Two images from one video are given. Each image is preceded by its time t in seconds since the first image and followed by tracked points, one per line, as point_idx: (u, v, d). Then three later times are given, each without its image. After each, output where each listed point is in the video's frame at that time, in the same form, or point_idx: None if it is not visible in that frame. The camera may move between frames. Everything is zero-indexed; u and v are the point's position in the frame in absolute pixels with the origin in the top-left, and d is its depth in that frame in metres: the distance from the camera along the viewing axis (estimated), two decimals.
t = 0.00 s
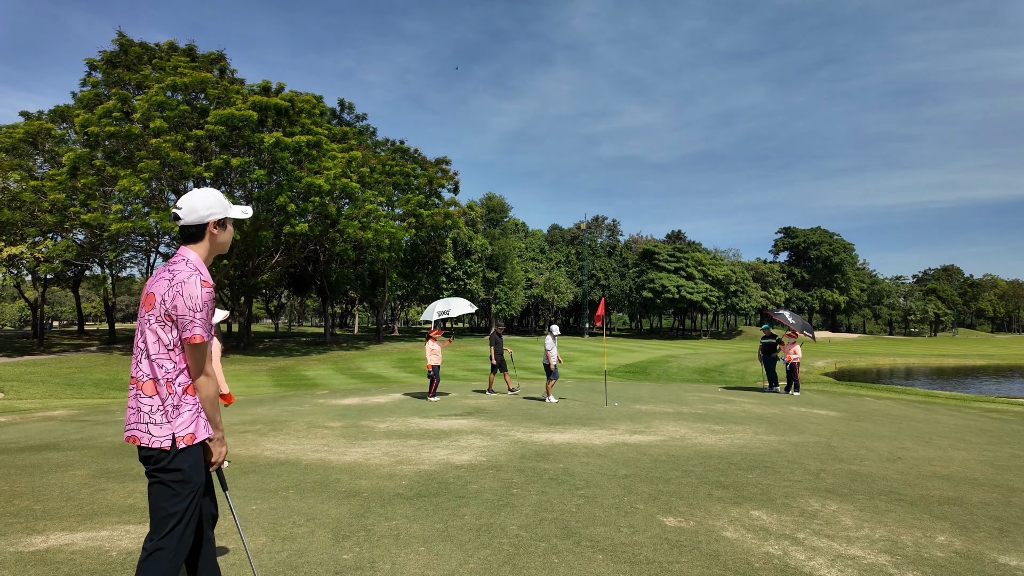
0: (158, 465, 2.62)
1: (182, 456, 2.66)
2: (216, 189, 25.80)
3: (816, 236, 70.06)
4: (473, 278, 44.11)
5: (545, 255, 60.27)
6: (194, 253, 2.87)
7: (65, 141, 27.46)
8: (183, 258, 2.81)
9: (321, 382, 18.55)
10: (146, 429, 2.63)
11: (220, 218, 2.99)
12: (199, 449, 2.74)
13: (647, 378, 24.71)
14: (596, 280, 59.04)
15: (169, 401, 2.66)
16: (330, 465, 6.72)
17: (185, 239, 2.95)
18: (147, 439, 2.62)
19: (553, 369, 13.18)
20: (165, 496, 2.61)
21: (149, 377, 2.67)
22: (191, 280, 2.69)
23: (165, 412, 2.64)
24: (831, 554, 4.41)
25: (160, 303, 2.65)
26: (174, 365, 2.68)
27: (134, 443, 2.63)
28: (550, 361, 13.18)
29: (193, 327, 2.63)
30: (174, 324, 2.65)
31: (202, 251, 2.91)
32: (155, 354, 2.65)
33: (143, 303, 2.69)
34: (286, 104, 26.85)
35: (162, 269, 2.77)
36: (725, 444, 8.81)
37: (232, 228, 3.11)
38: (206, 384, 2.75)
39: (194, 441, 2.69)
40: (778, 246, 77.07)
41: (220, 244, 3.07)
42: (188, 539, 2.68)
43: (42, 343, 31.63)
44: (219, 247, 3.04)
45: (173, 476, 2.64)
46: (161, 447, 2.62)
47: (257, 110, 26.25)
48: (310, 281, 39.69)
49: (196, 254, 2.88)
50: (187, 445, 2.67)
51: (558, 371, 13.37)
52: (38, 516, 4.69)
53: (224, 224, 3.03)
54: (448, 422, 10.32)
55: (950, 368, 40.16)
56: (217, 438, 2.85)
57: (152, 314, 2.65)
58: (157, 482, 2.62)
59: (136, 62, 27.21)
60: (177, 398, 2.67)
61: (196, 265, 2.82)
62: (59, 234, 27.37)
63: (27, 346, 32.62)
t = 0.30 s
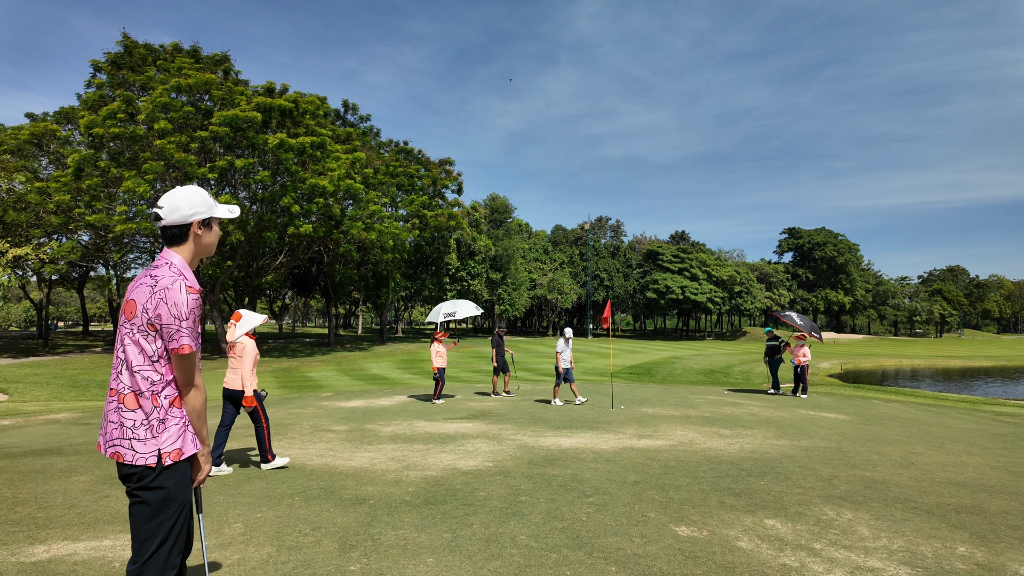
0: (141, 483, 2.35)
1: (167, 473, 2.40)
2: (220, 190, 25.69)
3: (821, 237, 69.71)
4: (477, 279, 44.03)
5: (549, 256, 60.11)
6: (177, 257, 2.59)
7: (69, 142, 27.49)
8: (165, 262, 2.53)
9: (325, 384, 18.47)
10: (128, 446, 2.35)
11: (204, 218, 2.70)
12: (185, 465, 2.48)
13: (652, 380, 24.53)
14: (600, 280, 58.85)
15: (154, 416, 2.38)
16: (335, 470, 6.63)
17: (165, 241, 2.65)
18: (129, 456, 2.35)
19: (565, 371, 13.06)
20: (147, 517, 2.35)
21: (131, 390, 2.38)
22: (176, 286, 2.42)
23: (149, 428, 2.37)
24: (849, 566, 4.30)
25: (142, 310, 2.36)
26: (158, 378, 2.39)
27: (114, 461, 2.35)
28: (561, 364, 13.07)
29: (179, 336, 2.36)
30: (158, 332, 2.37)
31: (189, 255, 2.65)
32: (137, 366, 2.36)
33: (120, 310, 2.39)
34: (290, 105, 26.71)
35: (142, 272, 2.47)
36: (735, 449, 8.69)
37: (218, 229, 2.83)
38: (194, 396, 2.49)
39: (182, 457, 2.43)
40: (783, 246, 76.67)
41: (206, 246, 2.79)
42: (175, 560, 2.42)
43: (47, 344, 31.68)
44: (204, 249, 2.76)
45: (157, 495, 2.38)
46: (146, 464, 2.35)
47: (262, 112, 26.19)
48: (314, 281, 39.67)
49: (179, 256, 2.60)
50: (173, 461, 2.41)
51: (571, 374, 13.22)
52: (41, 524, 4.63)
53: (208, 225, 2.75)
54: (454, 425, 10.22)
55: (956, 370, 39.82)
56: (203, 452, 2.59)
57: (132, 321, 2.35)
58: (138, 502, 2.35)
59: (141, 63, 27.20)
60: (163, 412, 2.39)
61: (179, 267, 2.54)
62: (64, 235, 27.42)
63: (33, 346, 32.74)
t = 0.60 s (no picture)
0: (144, 501, 2.26)
1: (172, 489, 2.31)
2: (224, 190, 25.63)
3: (824, 237, 69.36)
4: (479, 279, 43.95)
5: (552, 256, 59.94)
6: (176, 261, 2.49)
7: (73, 143, 27.47)
8: (169, 266, 2.44)
9: (329, 385, 18.38)
10: (130, 462, 2.25)
11: (209, 222, 2.64)
12: (190, 480, 2.40)
13: (656, 381, 24.40)
14: (603, 281, 58.69)
15: (157, 430, 2.28)
16: (341, 475, 6.54)
17: (163, 245, 2.55)
18: (132, 473, 2.25)
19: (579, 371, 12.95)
20: (152, 536, 2.25)
21: (133, 403, 2.28)
22: (182, 292, 2.33)
23: (153, 442, 2.27)
24: None
25: (146, 318, 2.27)
26: (162, 389, 2.30)
27: (116, 478, 2.26)
28: (574, 365, 12.97)
29: (188, 344, 2.29)
30: (163, 341, 2.28)
31: (189, 260, 2.56)
32: (139, 377, 2.27)
33: (121, 318, 2.29)
34: (293, 105, 26.63)
35: (144, 279, 2.38)
36: (744, 453, 8.57)
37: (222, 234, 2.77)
38: (198, 408, 2.40)
39: (187, 472, 2.34)
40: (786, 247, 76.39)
41: (206, 250, 2.70)
42: None
43: (50, 344, 31.68)
44: (210, 252, 2.69)
45: (161, 513, 2.28)
46: (149, 481, 2.25)
47: (265, 112, 26.12)
48: (317, 281, 39.60)
49: (179, 260, 2.51)
50: (179, 476, 2.32)
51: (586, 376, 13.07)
52: (44, 532, 4.55)
53: (209, 228, 2.65)
54: (460, 428, 10.12)
55: (960, 370, 39.65)
56: (209, 463, 2.52)
57: (134, 330, 2.26)
58: (142, 521, 2.26)
59: (145, 64, 27.16)
60: (167, 425, 2.30)
61: (184, 273, 2.46)
62: (67, 236, 27.39)
63: (36, 347, 32.71)
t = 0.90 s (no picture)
0: (154, 517, 2.18)
1: (183, 503, 2.22)
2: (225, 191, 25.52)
3: (825, 238, 69.17)
4: (480, 280, 43.88)
5: (553, 257, 59.80)
6: (181, 264, 2.40)
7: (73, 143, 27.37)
8: (174, 269, 2.34)
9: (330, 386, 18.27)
10: (140, 477, 2.17)
11: (214, 223, 2.52)
12: (201, 492, 2.32)
13: (658, 383, 24.29)
14: (603, 282, 58.56)
15: (167, 442, 2.20)
16: (346, 480, 6.44)
17: (167, 248, 2.46)
18: (140, 487, 2.17)
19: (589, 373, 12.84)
20: (163, 552, 2.17)
21: (141, 415, 2.19)
22: (189, 298, 2.24)
23: (162, 455, 2.18)
24: None
25: (151, 326, 2.18)
26: (171, 399, 2.21)
27: (124, 492, 2.18)
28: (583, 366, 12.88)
29: (197, 352, 2.20)
30: (170, 349, 2.19)
31: (195, 263, 2.47)
32: (147, 388, 2.17)
33: (126, 326, 2.19)
34: (294, 106, 26.51)
35: (148, 284, 2.28)
36: (753, 457, 8.47)
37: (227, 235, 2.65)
38: (209, 417, 2.31)
39: (198, 484, 2.26)
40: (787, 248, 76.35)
41: (214, 253, 2.61)
42: None
43: (50, 345, 31.57)
44: (213, 254, 2.57)
45: (174, 528, 2.20)
46: (159, 495, 2.17)
47: (266, 112, 26.02)
48: (318, 282, 39.49)
49: (183, 263, 2.41)
50: (190, 489, 2.24)
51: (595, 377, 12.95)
52: (46, 539, 4.46)
53: (215, 231, 2.56)
54: (464, 431, 10.02)
55: (961, 371, 39.62)
56: (219, 474, 2.43)
57: (139, 338, 2.16)
58: (153, 537, 2.17)
59: (146, 64, 27.05)
60: (177, 437, 2.22)
61: (188, 277, 2.36)
62: (67, 236, 27.27)
63: (36, 348, 32.63)
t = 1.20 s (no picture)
0: (155, 529, 2.10)
1: (185, 514, 2.15)
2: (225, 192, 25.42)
3: (825, 239, 69.03)
4: (481, 281, 43.84)
5: (553, 258, 59.68)
6: (181, 264, 2.32)
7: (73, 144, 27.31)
8: (169, 271, 2.25)
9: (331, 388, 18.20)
10: (140, 487, 2.09)
11: (196, 220, 2.37)
12: (204, 503, 2.24)
13: (660, 384, 24.21)
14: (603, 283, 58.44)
15: (168, 450, 2.12)
16: (349, 484, 6.36)
17: (168, 249, 2.38)
18: (141, 498, 2.09)
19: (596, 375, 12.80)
20: (163, 567, 2.09)
21: (141, 421, 2.12)
22: (188, 299, 2.16)
23: (163, 464, 2.11)
24: None
25: (150, 330, 2.10)
26: (173, 405, 2.13)
27: (124, 503, 2.11)
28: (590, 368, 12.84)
29: (197, 356, 2.12)
30: (170, 354, 2.11)
31: (199, 265, 2.41)
32: (147, 395, 2.10)
33: (123, 331, 2.11)
34: (295, 106, 26.43)
35: (146, 286, 2.20)
36: (758, 460, 8.40)
37: (219, 231, 2.48)
38: (211, 423, 2.23)
39: (200, 494, 2.19)
40: (787, 249, 76.30)
41: (218, 255, 2.54)
42: None
43: (50, 347, 31.49)
44: (208, 252, 2.44)
45: (175, 541, 2.13)
46: (160, 506, 2.10)
47: (267, 113, 25.97)
48: (318, 283, 39.39)
49: (181, 264, 2.32)
50: (192, 500, 2.17)
51: (601, 379, 12.89)
52: (44, 545, 4.38)
53: (217, 230, 2.47)
54: (467, 433, 9.94)
55: (961, 372, 39.59)
56: (222, 483, 2.35)
57: (138, 343, 2.10)
58: (153, 550, 2.09)
59: (146, 65, 26.97)
60: (178, 445, 2.14)
61: (183, 278, 2.26)
62: (67, 237, 27.17)
63: (36, 349, 32.57)
